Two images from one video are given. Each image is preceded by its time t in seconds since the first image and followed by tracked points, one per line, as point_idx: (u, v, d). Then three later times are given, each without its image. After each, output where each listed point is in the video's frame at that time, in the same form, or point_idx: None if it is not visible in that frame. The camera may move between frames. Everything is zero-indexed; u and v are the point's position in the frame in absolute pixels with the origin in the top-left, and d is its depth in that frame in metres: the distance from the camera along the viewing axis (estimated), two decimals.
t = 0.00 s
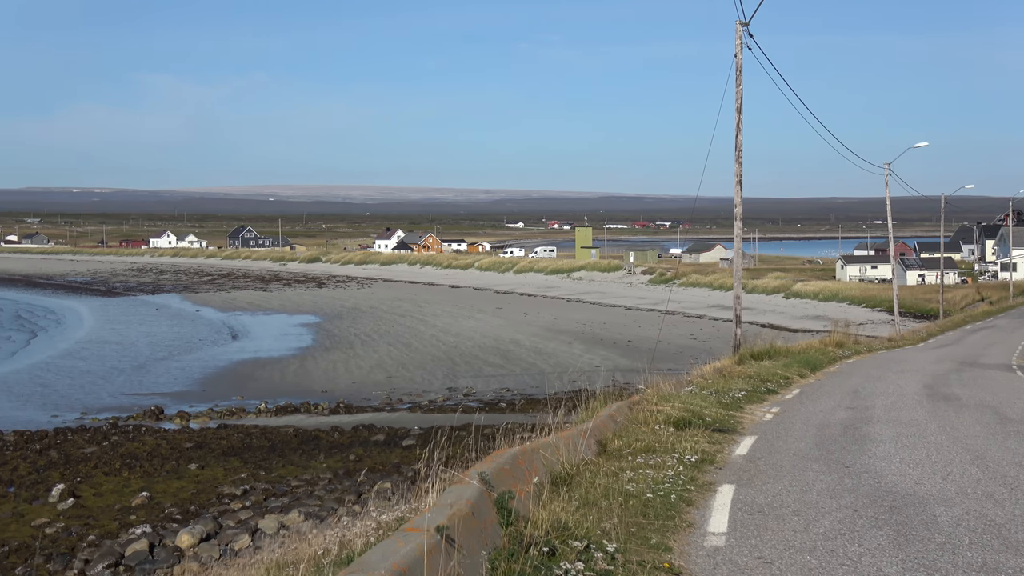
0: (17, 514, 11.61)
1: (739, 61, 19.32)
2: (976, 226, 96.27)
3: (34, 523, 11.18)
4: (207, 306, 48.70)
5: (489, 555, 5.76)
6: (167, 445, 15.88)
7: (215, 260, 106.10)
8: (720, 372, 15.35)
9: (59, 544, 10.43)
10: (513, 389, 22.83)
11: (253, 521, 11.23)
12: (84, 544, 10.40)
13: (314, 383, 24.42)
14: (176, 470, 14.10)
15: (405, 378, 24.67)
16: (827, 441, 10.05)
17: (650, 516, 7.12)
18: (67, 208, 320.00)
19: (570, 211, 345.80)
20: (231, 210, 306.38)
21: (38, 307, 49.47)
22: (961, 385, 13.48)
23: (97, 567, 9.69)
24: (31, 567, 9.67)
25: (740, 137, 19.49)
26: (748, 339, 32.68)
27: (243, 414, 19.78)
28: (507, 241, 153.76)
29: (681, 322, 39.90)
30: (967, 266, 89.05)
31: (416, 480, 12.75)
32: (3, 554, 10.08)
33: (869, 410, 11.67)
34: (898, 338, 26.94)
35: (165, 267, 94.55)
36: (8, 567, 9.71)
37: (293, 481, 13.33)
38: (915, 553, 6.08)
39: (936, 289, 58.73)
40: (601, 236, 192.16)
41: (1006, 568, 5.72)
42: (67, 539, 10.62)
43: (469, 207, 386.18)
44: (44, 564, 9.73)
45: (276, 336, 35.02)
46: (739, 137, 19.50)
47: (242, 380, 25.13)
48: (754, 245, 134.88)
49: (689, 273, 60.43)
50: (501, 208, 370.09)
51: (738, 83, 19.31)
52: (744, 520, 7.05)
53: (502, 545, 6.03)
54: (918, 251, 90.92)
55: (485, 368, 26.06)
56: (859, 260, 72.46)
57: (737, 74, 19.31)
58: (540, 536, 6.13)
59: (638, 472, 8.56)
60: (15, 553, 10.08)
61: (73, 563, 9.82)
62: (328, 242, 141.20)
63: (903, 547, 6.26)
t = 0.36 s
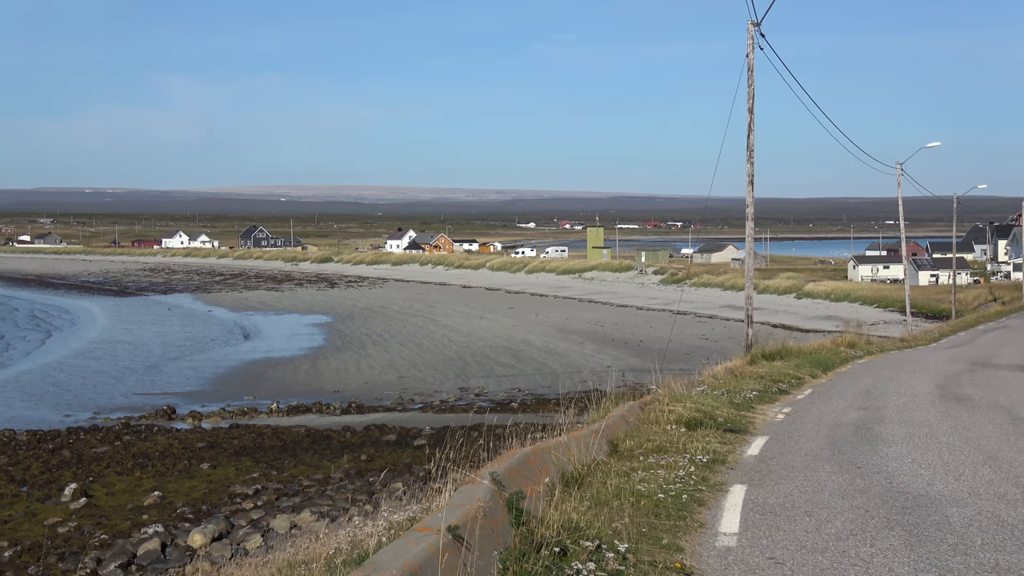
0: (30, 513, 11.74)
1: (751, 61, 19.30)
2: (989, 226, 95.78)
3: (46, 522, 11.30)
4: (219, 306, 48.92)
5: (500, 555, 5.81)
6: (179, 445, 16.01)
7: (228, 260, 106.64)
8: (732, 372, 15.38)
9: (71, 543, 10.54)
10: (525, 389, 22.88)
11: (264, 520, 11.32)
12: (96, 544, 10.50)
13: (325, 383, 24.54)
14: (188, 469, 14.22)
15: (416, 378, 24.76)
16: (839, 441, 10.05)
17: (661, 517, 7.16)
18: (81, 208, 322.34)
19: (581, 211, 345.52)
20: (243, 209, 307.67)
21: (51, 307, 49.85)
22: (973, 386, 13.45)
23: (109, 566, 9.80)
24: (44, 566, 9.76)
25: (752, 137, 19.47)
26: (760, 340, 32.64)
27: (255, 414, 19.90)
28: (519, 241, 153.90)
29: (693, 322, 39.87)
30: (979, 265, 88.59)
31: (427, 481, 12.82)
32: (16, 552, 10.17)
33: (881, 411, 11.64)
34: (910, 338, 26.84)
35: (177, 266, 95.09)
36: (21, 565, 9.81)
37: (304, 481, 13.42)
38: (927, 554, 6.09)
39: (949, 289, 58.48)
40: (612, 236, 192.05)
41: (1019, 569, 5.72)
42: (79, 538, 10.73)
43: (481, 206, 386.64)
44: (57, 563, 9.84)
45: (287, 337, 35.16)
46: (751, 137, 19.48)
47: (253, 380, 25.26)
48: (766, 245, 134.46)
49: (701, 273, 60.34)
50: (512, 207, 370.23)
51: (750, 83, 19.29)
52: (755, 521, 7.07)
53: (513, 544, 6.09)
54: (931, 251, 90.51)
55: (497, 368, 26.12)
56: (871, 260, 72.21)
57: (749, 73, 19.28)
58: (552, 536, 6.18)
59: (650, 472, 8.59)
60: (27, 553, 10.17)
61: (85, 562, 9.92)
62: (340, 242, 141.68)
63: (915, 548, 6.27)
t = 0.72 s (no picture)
0: (40, 513, 11.84)
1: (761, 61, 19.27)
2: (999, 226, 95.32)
3: (56, 522, 11.41)
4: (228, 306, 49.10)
5: (509, 555, 5.84)
6: (188, 444, 16.11)
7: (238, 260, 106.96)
8: (741, 372, 15.38)
9: (81, 543, 10.61)
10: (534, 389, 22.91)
11: (274, 520, 11.38)
12: (105, 544, 10.58)
13: (335, 383, 24.62)
14: (198, 469, 14.32)
15: (426, 378, 24.82)
16: (849, 442, 10.04)
17: (671, 517, 7.18)
18: (92, 208, 324.20)
19: (590, 211, 345.61)
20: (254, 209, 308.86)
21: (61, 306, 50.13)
22: (983, 386, 13.39)
23: (118, 566, 9.87)
24: (54, 566, 9.85)
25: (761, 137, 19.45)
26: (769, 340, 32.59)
27: (264, 414, 19.99)
28: (528, 241, 153.98)
29: (702, 322, 39.82)
30: (990, 266, 88.18)
31: (437, 481, 12.87)
32: (25, 552, 10.25)
33: (891, 412, 11.61)
34: (920, 339, 26.73)
35: (187, 267, 95.41)
36: (31, 565, 9.91)
37: (314, 481, 13.50)
38: (937, 554, 6.09)
39: (959, 290, 58.24)
40: (621, 236, 191.86)
41: None
42: (89, 538, 10.81)
43: (490, 206, 386.94)
44: (67, 562, 9.93)
45: (296, 337, 35.28)
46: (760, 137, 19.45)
47: (263, 380, 25.37)
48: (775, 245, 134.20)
49: (710, 273, 60.22)
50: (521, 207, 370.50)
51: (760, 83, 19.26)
52: (765, 521, 7.08)
53: (522, 544, 6.12)
54: (941, 251, 90.13)
55: (506, 368, 26.15)
56: (881, 260, 71.98)
57: (758, 74, 19.25)
58: (561, 536, 6.20)
59: (660, 472, 8.61)
60: (37, 552, 10.27)
61: (96, 561, 10.00)
62: (349, 242, 141.95)
63: (926, 548, 6.26)
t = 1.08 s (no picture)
0: (51, 512, 11.95)
1: (771, 61, 19.25)
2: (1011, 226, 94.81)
3: (66, 521, 11.51)
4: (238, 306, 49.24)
5: (519, 555, 5.88)
6: (198, 444, 16.23)
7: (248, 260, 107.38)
8: (751, 373, 15.38)
9: (91, 542, 10.71)
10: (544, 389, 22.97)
11: (283, 520, 11.46)
12: (115, 543, 10.67)
13: (344, 383, 24.73)
14: (208, 469, 14.42)
15: (435, 378, 24.89)
16: (859, 441, 10.04)
17: (680, 517, 7.20)
18: (103, 208, 325.94)
19: (599, 211, 345.25)
20: (263, 209, 309.80)
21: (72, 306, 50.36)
22: (993, 387, 13.35)
23: (129, 566, 9.95)
24: (64, 566, 9.93)
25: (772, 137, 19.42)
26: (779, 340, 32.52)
27: (274, 414, 20.11)
28: (537, 241, 154.02)
29: (712, 322, 39.76)
30: (1001, 266, 87.71)
31: (446, 480, 12.92)
32: (36, 551, 10.35)
33: (901, 412, 11.59)
34: (930, 339, 26.65)
35: (197, 266, 95.79)
36: (42, 564, 10.00)
37: (323, 481, 13.58)
38: (946, 555, 6.10)
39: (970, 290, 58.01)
40: (630, 236, 191.68)
41: None
42: (99, 537, 10.91)
43: (499, 206, 387.09)
44: (77, 562, 10.02)
45: (306, 337, 35.41)
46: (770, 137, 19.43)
47: (272, 380, 25.48)
48: (785, 245, 133.82)
49: (720, 273, 60.09)
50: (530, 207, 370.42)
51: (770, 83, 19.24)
52: (774, 521, 7.10)
53: (532, 545, 6.15)
54: (952, 251, 89.75)
55: (516, 368, 26.18)
56: (891, 260, 71.72)
57: (769, 73, 19.23)
58: (570, 536, 6.24)
59: (669, 473, 8.64)
60: (48, 552, 10.36)
61: (106, 561, 10.09)
62: (359, 242, 142.27)
63: (935, 548, 6.27)
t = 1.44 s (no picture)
0: (63, 512, 12.09)
1: (782, 61, 19.21)
2: None
3: (79, 520, 11.64)
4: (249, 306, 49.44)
5: (530, 555, 5.92)
6: (211, 443, 16.35)
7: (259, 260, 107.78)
8: (762, 373, 15.35)
9: (103, 542, 10.82)
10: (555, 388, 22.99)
11: (294, 520, 11.53)
12: (127, 542, 10.78)
13: (355, 383, 24.83)
14: (219, 469, 14.51)
15: (446, 378, 24.94)
16: (870, 442, 10.04)
17: (691, 517, 7.23)
18: (117, 208, 327.98)
19: (610, 211, 344.83)
20: (276, 208, 311.00)
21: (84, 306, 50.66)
22: (1006, 387, 13.28)
23: (141, 565, 10.04)
24: (76, 565, 10.05)
25: (783, 137, 19.39)
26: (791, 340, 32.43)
27: (285, 413, 20.23)
28: (548, 241, 154.01)
29: (723, 322, 39.67)
30: (1014, 266, 87.11)
31: (457, 480, 12.97)
32: (48, 550, 10.47)
33: (913, 412, 11.56)
34: (942, 339, 26.51)
35: (209, 266, 96.19)
36: (53, 563, 10.12)
37: (334, 480, 13.66)
38: (958, 556, 6.09)
39: (982, 290, 57.66)
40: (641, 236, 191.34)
41: None
42: (111, 537, 11.00)
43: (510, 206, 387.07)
44: (89, 561, 10.13)
45: (317, 336, 35.55)
46: (782, 137, 19.40)
47: (283, 380, 25.61)
48: (797, 245, 133.41)
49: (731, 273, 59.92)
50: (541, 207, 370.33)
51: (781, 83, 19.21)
52: (786, 521, 7.12)
53: (543, 544, 6.19)
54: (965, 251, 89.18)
55: (526, 368, 26.21)
56: (902, 260, 71.37)
57: (780, 73, 19.21)
58: (581, 536, 6.28)
59: (680, 473, 8.66)
60: (60, 551, 10.48)
61: (118, 560, 10.19)
62: (370, 242, 142.58)
63: (947, 549, 6.28)
